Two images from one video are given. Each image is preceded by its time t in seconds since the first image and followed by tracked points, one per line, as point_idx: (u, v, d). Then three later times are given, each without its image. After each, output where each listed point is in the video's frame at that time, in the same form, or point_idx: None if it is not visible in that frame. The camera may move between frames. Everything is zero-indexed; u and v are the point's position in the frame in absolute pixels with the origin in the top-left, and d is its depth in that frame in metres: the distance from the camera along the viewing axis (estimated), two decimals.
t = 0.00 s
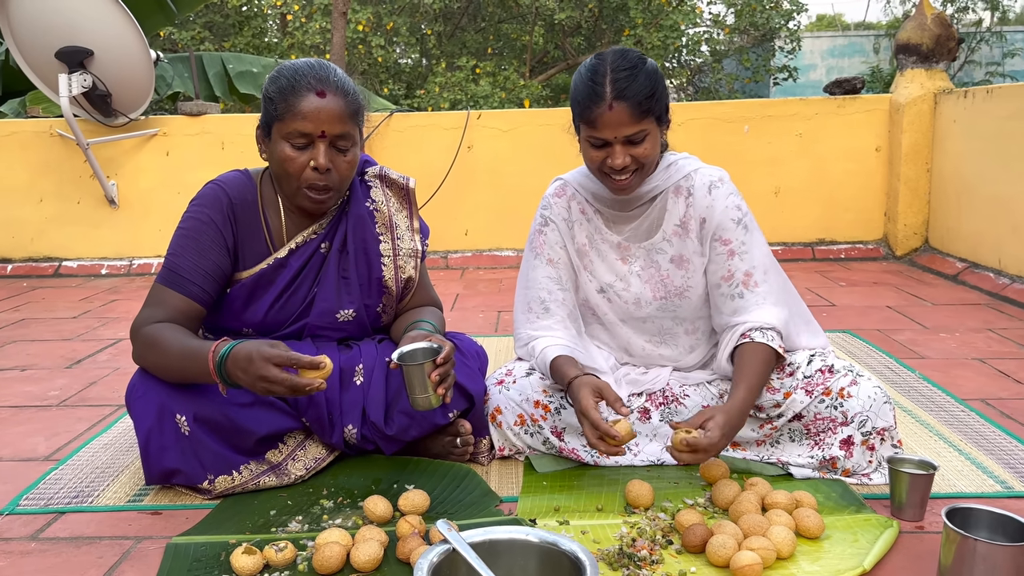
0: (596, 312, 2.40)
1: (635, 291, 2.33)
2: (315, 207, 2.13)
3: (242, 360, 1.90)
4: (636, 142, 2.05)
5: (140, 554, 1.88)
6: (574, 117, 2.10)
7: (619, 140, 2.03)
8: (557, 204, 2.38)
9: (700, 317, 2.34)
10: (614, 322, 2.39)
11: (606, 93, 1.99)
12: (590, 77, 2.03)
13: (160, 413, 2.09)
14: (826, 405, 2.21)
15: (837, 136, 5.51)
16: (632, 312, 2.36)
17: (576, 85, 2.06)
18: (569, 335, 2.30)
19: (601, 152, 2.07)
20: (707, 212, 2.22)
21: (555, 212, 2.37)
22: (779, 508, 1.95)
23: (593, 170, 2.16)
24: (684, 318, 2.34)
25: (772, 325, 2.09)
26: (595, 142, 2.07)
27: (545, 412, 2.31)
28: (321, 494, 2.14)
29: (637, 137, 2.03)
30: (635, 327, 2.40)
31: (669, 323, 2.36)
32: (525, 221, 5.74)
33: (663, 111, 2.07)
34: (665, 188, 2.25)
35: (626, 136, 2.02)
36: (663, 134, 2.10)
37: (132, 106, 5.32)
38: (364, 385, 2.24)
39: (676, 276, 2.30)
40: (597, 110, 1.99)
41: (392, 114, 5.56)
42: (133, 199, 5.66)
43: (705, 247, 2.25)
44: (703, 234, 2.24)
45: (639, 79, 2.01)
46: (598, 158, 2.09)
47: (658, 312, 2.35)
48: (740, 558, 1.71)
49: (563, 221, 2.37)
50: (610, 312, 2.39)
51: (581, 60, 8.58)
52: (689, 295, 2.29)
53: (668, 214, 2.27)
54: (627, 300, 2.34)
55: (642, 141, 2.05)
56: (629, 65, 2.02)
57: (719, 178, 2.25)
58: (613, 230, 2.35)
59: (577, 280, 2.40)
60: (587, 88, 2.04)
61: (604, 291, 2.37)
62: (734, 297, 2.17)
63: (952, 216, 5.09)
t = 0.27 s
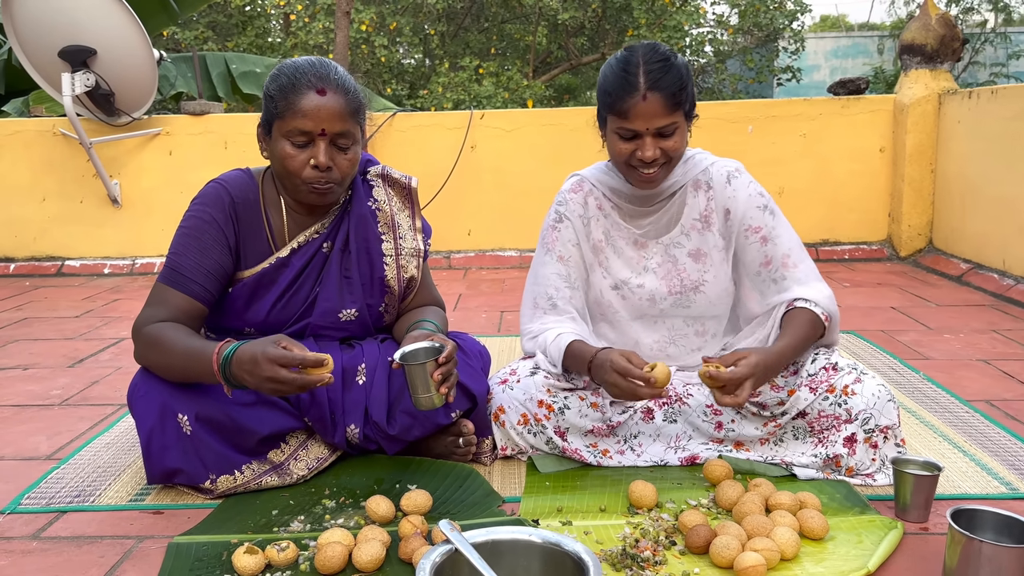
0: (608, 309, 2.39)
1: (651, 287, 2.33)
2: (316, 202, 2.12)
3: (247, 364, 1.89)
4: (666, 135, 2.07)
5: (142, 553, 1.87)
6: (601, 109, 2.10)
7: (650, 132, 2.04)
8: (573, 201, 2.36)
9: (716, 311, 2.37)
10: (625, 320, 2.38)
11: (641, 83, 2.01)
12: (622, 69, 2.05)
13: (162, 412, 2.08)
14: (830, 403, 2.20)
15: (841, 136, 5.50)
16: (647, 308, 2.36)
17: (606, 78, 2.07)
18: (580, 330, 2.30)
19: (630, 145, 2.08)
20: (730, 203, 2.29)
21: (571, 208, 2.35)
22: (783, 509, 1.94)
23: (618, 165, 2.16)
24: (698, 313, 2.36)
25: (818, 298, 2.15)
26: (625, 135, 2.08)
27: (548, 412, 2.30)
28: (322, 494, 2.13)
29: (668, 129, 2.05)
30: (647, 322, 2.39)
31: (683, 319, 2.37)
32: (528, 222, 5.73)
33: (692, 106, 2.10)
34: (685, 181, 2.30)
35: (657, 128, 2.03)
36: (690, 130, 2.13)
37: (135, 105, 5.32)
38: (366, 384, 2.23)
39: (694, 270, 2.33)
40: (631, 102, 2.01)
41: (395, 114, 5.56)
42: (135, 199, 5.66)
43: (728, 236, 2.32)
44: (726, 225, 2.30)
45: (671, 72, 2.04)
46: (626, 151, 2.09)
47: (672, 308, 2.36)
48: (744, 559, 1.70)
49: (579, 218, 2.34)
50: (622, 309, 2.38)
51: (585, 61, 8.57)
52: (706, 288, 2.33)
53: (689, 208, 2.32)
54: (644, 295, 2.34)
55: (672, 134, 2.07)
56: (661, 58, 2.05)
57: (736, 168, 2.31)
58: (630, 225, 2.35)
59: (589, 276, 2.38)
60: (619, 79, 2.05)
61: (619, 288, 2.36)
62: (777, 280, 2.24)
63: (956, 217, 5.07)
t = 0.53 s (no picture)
0: (629, 309, 2.36)
1: (675, 289, 2.33)
2: (316, 207, 2.13)
3: (255, 380, 1.90)
4: (718, 135, 2.07)
5: (142, 553, 1.88)
6: (651, 109, 2.08)
7: (706, 131, 2.04)
8: (601, 197, 2.32)
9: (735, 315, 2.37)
10: (644, 320, 2.37)
11: (699, 83, 2.01)
12: (674, 68, 2.04)
13: (163, 413, 2.09)
14: (829, 403, 2.20)
15: (842, 137, 5.50)
16: (668, 310, 2.35)
17: (656, 76, 2.07)
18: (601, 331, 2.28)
19: (683, 146, 2.07)
20: (756, 209, 2.33)
21: (599, 205, 2.31)
22: (782, 511, 1.94)
23: (666, 168, 2.13)
24: (719, 317, 2.36)
25: (807, 316, 2.21)
26: (677, 136, 2.07)
27: (549, 414, 2.30)
28: (323, 494, 2.14)
29: (721, 129, 2.06)
30: (664, 324, 2.38)
31: (702, 322, 2.36)
32: (529, 222, 5.74)
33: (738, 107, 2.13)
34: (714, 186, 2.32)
35: (713, 129, 2.04)
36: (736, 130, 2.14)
37: (138, 105, 5.34)
38: (367, 385, 2.24)
39: (719, 274, 2.33)
40: (690, 101, 2.01)
41: (397, 114, 5.57)
42: (137, 198, 5.67)
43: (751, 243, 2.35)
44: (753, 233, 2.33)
45: (722, 72, 2.05)
46: (679, 153, 2.07)
47: (694, 311, 2.34)
48: (742, 560, 1.70)
49: (606, 215, 2.31)
50: (642, 309, 2.36)
51: (587, 61, 8.57)
52: (729, 292, 2.34)
53: (717, 211, 2.32)
54: (667, 297, 2.33)
55: (724, 134, 2.08)
56: (710, 59, 2.06)
57: (762, 176, 2.35)
58: (656, 225, 2.33)
59: (612, 275, 2.35)
60: (671, 79, 2.05)
61: (642, 288, 2.34)
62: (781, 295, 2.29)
63: (957, 219, 5.07)
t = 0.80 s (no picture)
0: (646, 309, 2.38)
1: (693, 292, 2.33)
2: (321, 207, 2.13)
3: (259, 345, 1.88)
4: (743, 135, 2.07)
5: (145, 552, 1.88)
6: (678, 103, 2.10)
7: (730, 129, 2.04)
8: (622, 197, 2.31)
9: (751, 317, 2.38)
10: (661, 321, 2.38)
11: (728, 80, 2.02)
12: (706, 64, 2.05)
13: (165, 412, 2.09)
14: (832, 408, 2.21)
15: (843, 138, 5.50)
16: (684, 311, 2.36)
17: (687, 71, 2.08)
18: (609, 336, 2.27)
19: (707, 142, 2.07)
20: (774, 210, 2.31)
21: (620, 205, 2.30)
22: (783, 511, 1.95)
23: (689, 164, 2.14)
24: (734, 319, 2.37)
25: (810, 323, 2.15)
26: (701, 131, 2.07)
27: (550, 416, 2.31)
28: (325, 494, 2.15)
29: (747, 129, 2.05)
30: (679, 324, 2.39)
31: (717, 323, 2.38)
32: (531, 223, 5.75)
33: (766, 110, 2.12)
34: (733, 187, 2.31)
35: (738, 127, 2.03)
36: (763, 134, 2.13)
37: (140, 105, 5.35)
38: (368, 385, 2.25)
39: (737, 276, 2.33)
40: (717, 97, 2.01)
41: (399, 114, 5.58)
42: (139, 198, 5.68)
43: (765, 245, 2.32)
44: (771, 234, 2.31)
45: (753, 72, 2.05)
46: (702, 149, 2.07)
47: (710, 312, 2.35)
48: (743, 560, 1.71)
49: (627, 215, 2.30)
50: (660, 310, 2.37)
51: (588, 62, 8.58)
52: (745, 295, 2.34)
53: (736, 213, 2.32)
54: (685, 299, 2.33)
55: (749, 134, 2.07)
56: (743, 58, 2.06)
57: (783, 178, 2.34)
58: (677, 225, 2.34)
59: (630, 276, 2.36)
60: (701, 75, 2.05)
61: (660, 289, 2.35)
62: (787, 292, 2.25)
63: (958, 220, 5.08)
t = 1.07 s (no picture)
0: (634, 315, 2.38)
1: (679, 300, 2.33)
2: (318, 212, 2.10)
3: (263, 290, 1.85)
4: (730, 113, 2.10)
5: (147, 551, 1.88)
6: (665, 90, 2.17)
7: (716, 101, 2.08)
8: (613, 201, 2.33)
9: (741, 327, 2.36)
10: (649, 327, 2.38)
11: (710, 58, 2.10)
12: (689, 49, 2.14)
13: (166, 415, 2.09)
14: (833, 410, 2.20)
15: (845, 139, 5.50)
16: (671, 319, 2.36)
17: (674, 60, 2.16)
18: (596, 341, 2.27)
19: (694, 118, 2.10)
20: (764, 221, 2.27)
21: (610, 209, 2.32)
22: (785, 511, 1.94)
23: (678, 148, 2.14)
24: (723, 328, 2.36)
25: (786, 343, 2.12)
26: (688, 108, 2.11)
27: (552, 416, 2.31)
28: (327, 493, 2.14)
29: (732, 105, 2.09)
30: (669, 332, 2.39)
31: (705, 332, 2.37)
32: (532, 223, 5.74)
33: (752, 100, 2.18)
34: (724, 196, 2.29)
35: (724, 98, 2.08)
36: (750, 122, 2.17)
37: (141, 104, 5.35)
38: (370, 384, 2.26)
39: (724, 287, 2.32)
40: (700, 71, 2.09)
41: (400, 114, 5.58)
42: (140, 197, 5.68)
43: (755, 257, 2.29)
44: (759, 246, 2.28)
45: (736, 55, 2.13)
46: (691, 125, 2.09)
47: (697, 321, 2.35)
48: (747, 560, 1.71)
49: (616, 220, 2.31)
50: (647, 316, 2.38)
51: (588, 62, 8.58)
52: (733, 306, 2.32)
53: (727, 222, 2.31)
54: (671, 307, 2.34)
55: (736, 112, 2.10)
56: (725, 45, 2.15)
57: (780, 188, 2.28)
58: (665, 232, 2.35)
59: (619, 281, 2.36)
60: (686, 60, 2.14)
61: (646, 296, 2.36)
62: (768, 304, 2.21)
63: (960, 221, 5.07)
